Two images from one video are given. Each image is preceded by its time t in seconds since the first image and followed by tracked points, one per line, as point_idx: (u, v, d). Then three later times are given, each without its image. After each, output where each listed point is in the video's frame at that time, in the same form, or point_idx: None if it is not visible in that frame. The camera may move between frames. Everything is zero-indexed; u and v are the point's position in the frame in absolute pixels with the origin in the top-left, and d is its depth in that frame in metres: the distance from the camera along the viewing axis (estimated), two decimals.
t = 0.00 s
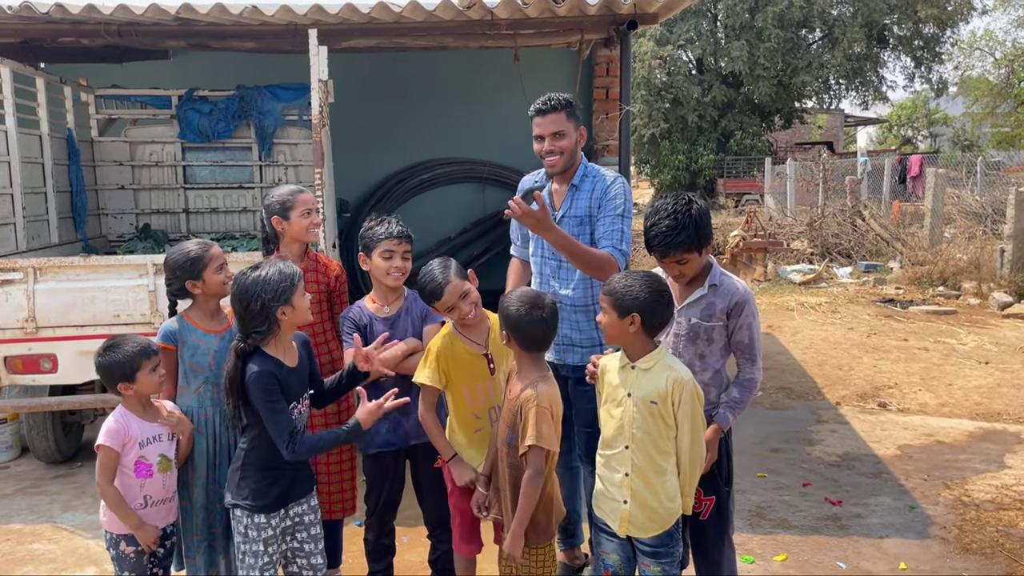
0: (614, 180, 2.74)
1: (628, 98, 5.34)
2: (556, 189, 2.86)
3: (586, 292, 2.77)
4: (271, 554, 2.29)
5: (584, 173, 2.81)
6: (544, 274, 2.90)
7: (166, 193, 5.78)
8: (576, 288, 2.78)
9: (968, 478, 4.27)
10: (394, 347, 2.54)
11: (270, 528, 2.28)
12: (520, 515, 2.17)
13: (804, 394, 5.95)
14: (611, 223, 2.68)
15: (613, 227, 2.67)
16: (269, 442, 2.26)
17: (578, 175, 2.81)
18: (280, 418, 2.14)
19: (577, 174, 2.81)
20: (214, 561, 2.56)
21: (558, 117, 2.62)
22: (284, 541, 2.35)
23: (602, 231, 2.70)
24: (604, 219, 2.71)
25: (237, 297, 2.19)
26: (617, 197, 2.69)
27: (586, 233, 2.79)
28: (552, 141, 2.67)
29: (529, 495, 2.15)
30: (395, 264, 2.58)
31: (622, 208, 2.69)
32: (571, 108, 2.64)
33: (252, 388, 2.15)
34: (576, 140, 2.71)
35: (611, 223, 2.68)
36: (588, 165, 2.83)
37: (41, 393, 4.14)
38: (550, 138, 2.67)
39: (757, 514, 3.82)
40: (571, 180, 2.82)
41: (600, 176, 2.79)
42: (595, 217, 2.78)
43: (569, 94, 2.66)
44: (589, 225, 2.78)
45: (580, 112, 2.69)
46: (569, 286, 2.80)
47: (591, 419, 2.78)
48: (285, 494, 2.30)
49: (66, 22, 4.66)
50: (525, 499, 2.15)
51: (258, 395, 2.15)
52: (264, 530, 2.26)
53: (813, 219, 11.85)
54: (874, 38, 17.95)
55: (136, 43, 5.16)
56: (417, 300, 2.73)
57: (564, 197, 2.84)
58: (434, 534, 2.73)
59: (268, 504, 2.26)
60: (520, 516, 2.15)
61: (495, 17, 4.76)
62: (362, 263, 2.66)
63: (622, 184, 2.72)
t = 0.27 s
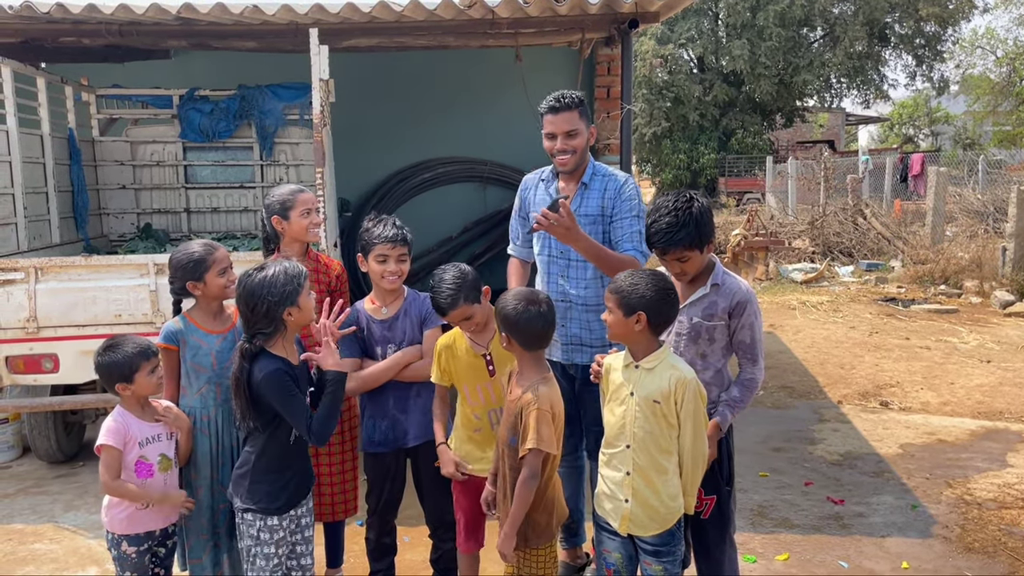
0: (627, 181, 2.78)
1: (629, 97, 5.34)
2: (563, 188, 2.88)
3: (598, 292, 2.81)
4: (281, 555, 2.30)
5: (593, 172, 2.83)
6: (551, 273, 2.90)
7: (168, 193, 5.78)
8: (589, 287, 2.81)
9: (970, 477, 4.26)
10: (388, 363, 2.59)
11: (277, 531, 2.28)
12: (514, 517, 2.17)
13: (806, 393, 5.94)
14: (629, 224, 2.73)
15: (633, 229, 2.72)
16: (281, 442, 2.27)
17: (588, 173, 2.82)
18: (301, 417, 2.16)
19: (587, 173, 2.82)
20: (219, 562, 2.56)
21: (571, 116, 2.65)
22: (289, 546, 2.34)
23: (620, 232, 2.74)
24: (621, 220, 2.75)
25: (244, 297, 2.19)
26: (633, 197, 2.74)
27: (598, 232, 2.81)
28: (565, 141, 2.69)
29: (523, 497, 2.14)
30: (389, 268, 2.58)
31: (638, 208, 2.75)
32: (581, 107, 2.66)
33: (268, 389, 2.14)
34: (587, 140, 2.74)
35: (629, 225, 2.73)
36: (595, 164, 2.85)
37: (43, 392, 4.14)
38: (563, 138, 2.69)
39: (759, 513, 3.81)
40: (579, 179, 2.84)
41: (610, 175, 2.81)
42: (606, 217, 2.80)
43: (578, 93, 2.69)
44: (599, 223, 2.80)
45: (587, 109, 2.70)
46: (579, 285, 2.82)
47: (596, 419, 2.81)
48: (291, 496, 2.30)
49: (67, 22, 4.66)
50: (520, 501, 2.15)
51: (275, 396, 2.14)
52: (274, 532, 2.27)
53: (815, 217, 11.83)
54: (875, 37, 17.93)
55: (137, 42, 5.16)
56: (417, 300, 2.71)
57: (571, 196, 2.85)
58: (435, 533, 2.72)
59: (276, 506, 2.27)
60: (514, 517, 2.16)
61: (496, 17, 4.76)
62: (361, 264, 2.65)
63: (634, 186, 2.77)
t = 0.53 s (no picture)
0: (634, 184, 2.81)
1: (630, 95, 5.33)
2: (564, 190, 2.87)
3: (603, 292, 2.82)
4: (280, 556, 2.30)
5: (595, 173, 2.83)
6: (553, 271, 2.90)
7: (168, 192, 5.78)
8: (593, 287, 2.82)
9: (971, 475, 4.25)
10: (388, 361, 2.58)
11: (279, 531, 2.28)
12: (530, 516, 2.16)
13: (807, 392, 5.93)
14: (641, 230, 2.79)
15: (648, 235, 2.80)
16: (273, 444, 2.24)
17: (591, 175, 2.82)
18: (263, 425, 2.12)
19: (589, 174, 2.82)
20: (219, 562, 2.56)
21: (569, 125, 2.62)
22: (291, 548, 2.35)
23: (636, 238, 2.81)
24: (634, 225, 2.80)
25: (243, 297, 2.18)
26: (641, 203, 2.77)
27: (604, 233, 2.82)
28: (566, 149, 2.68)
29: (540, 496, 2.15)
30: (393, 271, 2.58)
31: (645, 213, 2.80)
32: (581, 112, 2.63)
33: (250, 392, 2.12)
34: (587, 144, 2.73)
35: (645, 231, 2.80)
36: (598, 165, 2.85)
37: (44, 392, 4.14)
38: (564, 147, 2.67)
39: (760, 511, 3.81)
40: (581, 182, 2.84)
41: (612, 177, 2.82)
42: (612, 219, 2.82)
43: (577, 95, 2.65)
44: (604, 224, 2.82)
45: (586, 112, 2.67)
46: (582, 285, 2.84)
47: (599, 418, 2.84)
48: (290, 497, 2.29)
49: (67, 22, 4.66)
50: (535, 500, 2.15)
51: (252, 398, 2.11)
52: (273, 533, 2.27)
53: (816, 216, 11.82)
54: (876, 35, 17.91)
55: (137, 42, 5.16)
56: (416, 298, 2.70)
57: (575, 196, 2.85)
58: (436, 532, 2.72)
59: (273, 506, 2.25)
60: (530, 519, 2.15)
61: (497, 15, 4.76)
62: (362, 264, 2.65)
63: (642, 189, 2.80)
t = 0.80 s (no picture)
0: (635, 183, 2.80)
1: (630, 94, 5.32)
2: (566, 190, 2.87)
3: (604, 292, 2.81)
4: (277, 556, 2.29)
5: (596, 173, 2.82)
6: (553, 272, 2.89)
7: (168, 192, 5.78)
8: (594, 286, 2.81)
9: (972, 474, 4.25)
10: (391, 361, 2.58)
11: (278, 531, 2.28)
12: (541, 514, 2.14)
13: (808, 390, 5.93)
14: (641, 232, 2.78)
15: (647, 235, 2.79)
16: (266, 444, 2.22)
17: (592, 175, 2.81)
18: (234, 422, 2.09)
19: (591, 174, 2.81)
20: (218, 563, 2.56)
21: (573, 125, 2.62)
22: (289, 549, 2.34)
23: (635, 238, 2.79)
24: (634, 225, 2.79)
25: (242, 297, 2.17)
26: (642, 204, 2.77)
27: (604, 233, 2.81)
28: (568, 148, 2.68)
29: (552, 492, 2.14)
30: (398, 273, 2.57)
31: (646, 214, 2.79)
32: (585, 112, 2.62)
33: (233, 385, 2.10)
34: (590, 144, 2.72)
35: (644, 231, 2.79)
36: (598, 165, 2.85)
37: (44, 392, 4.14)
38: (566, 145, 2.67)
39: (761, 510, 3.81)
40: (583, 181, 2.83)
41: (613, 177, 2.81)
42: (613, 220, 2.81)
43: (581, 95, 2.64)
44: (604, 224, 2.81)
45: (591, 112, 2.67)
46: (583, 284, 2.83)
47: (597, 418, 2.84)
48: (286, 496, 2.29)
49: (66, 21, 4.65)
50: (547, 497, 2.14)
51: (233, 392, 2.09)
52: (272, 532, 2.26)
53: (816, 215, 11.76)
54: (876, 33, 17.89)
55: (136, 41, 5.15)
56: (417, 298, 2.70)
57: (575, 196, 2.85)
58: (437, 531, 2.71)
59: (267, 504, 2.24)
60: (541, 517, 2.14)
61: (496, 13, 4.75)
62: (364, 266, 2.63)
63: (642, 189, 2.80)
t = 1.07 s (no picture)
0: (631, 180, 2.79)
1: (629, 93, 5.32)
2: (564, 187, 2.88)
3: (602, 291, 2.82)
4: (277, 556, 2.29)
5: (594, 171, 2.83)
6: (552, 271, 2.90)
7: (167, 191, 5.77)
8: (591, 285, 2.82)
9: (972, 472, 4.25)
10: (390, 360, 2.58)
11: (277, 531, 2.28)
12: (546, 512, 2.15)
13: (807, 389, 5.93)
14: (638, 229, 2.76)
15: (640, 232, 2.76)
16: (266, 444, 2.22)
17: (589, 172, 2.82)
18: (234, 421, 2.08)
19: (588, 172, 2.82)
20: (217, 563, 2.56)
21: (573, 112, 2.64)
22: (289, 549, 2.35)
23: (629, 234, 2.77)
24: (628, 222, 2.77)
25: (241, 295, 2.17)
26: (640, 201, 2.75)
27: (601, 231, 2.81)
28: (567, 138, 2.68)
29: (558, 490, 2.14)
30: (397, 274, 2.57)
31: (644, 211, 2.77)
32: (582, 104, 2.66)
33: (234, 384, 2.09)
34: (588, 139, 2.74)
35: (638, 228, 2.76)
36: (596, 162, 2.84)
37: (43, 392, 4.13)
38: (566, 135, 2.68)
39: (761, 509, 3.80)
40: (581, 178, 2.84)
41: (612, 175, 2.81)
42: (610, 217, 2.80)
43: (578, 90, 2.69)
44: (601, 222, 2.81)
45: (591, 106, 2.71)
46: (581, 284, 2.83)
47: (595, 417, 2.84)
48: (286, 496, 2.28)
49: (65, 20, 4.64)
50: (552, 495, 2.15)
51: (233, 389, 2.09)
52: (271, 532, 2.27)
53: (816, 215, 11.64)
54: (875, 32, 17.90)
55: (135, 41, 5.14)
56: (417, 298, 2.70)
57: (574, 193, 2.85)
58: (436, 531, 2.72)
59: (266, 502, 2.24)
60: (549, 515, 2.14)
61: (496, 13, 4.75)
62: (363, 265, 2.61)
63: (638, 186, 2.78)
